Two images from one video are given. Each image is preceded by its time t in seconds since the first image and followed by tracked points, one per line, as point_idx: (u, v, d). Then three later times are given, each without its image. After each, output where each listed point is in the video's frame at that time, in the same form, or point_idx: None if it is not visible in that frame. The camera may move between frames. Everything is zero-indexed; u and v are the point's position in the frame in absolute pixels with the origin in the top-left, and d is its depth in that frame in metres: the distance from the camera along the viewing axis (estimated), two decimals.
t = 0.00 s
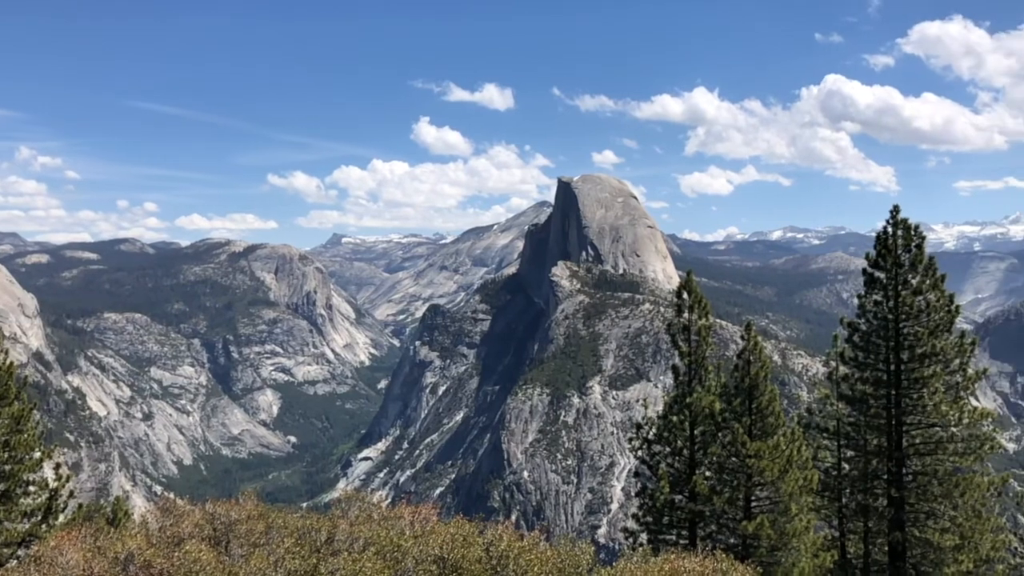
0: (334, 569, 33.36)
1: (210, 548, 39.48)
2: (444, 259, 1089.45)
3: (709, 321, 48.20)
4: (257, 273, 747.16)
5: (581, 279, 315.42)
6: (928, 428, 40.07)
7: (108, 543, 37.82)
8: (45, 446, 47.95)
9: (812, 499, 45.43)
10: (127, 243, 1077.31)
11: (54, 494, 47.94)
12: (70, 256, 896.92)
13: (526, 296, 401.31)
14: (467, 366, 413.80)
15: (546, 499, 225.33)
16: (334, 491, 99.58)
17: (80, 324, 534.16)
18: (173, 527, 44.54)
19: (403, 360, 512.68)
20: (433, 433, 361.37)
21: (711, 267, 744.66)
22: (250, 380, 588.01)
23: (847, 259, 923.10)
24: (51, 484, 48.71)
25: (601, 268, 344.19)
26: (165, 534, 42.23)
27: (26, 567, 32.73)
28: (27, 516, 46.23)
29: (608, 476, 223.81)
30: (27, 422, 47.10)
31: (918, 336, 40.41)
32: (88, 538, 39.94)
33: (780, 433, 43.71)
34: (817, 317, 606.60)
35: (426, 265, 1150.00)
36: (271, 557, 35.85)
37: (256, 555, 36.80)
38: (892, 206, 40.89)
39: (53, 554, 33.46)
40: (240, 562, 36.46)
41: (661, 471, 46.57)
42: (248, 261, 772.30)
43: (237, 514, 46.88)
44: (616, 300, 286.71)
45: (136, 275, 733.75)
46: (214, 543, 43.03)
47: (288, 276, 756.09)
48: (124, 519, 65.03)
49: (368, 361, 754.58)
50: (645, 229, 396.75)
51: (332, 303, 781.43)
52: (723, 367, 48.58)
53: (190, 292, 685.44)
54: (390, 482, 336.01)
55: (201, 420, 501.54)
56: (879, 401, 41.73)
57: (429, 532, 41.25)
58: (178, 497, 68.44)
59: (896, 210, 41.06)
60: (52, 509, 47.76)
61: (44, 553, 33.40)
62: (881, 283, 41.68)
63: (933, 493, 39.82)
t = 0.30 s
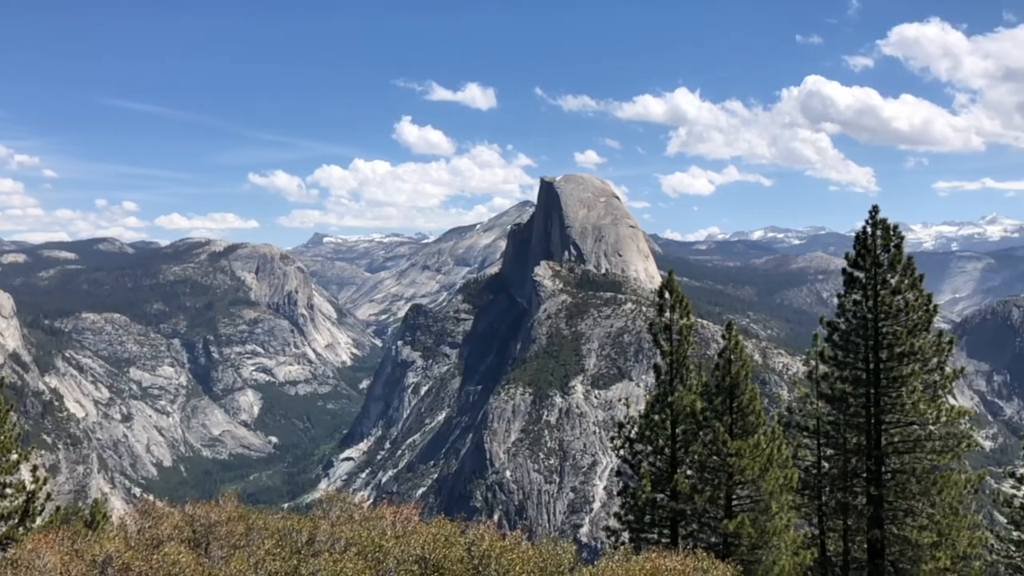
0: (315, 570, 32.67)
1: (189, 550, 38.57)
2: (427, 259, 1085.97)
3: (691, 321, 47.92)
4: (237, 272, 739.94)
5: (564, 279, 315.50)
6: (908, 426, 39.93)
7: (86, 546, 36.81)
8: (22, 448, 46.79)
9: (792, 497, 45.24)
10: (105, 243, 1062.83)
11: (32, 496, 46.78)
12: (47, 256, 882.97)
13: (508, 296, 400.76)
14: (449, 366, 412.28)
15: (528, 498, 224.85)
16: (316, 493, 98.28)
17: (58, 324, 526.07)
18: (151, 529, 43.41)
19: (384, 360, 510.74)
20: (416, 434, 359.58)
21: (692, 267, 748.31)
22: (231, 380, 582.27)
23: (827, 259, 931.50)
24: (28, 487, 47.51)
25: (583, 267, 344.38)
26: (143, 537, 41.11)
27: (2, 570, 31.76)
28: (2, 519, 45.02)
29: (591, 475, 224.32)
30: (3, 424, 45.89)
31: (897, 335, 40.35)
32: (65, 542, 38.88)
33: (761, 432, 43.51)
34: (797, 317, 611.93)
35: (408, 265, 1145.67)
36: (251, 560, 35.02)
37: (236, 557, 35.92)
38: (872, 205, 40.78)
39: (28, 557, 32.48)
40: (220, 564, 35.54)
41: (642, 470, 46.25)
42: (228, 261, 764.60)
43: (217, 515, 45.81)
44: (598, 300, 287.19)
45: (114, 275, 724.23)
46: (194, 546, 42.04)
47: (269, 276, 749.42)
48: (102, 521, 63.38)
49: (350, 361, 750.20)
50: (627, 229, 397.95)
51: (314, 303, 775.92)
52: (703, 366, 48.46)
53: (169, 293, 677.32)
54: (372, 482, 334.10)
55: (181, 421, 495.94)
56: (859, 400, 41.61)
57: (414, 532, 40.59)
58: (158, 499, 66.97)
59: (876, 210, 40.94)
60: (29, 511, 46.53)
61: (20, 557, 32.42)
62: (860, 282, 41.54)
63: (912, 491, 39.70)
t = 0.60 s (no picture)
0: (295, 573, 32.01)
1: (168, 552, 37.60)
2: (409, 258, 1082.12)
3: (673, 320, 47.63)
4: (218, 272, 732.60)
5: (546, 278, 315.43)
6: (886, 425, 39.78)
7: (63, 548, 35.77)
8: None
9: (774, 496, 45.00)
10: (83, 241, 1048.37)
11: (8, 498, 45.69)
12: (23, 255, 869.01)
13: (491, 295, 399.93)
14: (432, 366, 410.48)
15: (511, 498, 224.19)
16: (298, 495, 97.35)
17: (35, 325, 517.68)
18: (129, 530, 42.32)
19: (366, 360, 508.35)
20: (398, 434, 357.94)
21: (674, 266, 751.82)
22: (212, 381, 576.63)
23: (807, 259, 939.75)
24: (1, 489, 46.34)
25: (565, 267, 344.39)
26: (120, 539, 40.06)
27: None
28: None
29: (572, 475, 224.80)
30: None
31: (876, 334, 40.29)
32: (41, 544, 37.85)
33: (742, 431, 43.42)
34: (777, 316, 617.14)
35: (389, 264, 1140.70)
36: (232, 560, 34.31)
37: (215, 558, 35.17)
38: (850, 205, 40.69)
39: (1, 560, 31.59)
40: (199, 566, 34.72)
41: (624, 469, 45.96)
42: (209, 260, 756.53)
43: (197, 517, 44.67)
44: (581, 299, 287.79)
45: (93, 275, 714.38)
46: (173, 548, 41.11)
47: (249, 276, 742.34)
48: (81, 524, 62.07)
49: (331, 361, 745.97)
50: (609, 229, 398.82)
51: (295, 302, 770.14)
52: (685, 365, 48.18)
53: (149, 292, 669.07)
54: (353, 483, 332.40)
55: (160, 422, 490.19)
56: (839, 399, 41.48)
57: (395, 532, 40.04)
58: (139, 500, 65.76)
59: (854, 209, 40.88)
60: (5, 513, 45.50)
61: None
62: (840, 281, 41.44)
63: (892, 489, 39.53)
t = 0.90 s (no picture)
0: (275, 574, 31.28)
1: (146, 554, 36.68)
2: (391, 257, 1077.80)
3: (655, 319, 47.39)
4: (198, 271, 724.60)
5: (529, 278, 315.16)
6: (866, 423, 39.45)
7: (40, 550, 34.86)
8: None
9: (754, 494, 44.80)
10: (61, 240, 1033.12)
11: None
12: None
13: (473, 295, 398.94)
14: (414, 365, 408.66)
15: (493, 497, 223.06)
16: (280, 494, 96.02)
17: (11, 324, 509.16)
18: (106, 532, 41.36)
19: (348, 359, 505.26)
20: (380, 434, 355.77)
21: (656, 266, 755.13)
22: (192, 381, 570.54)
23: (787, 258, 947.87)
24: None
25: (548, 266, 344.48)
26: (97, 540, 39.09)
27: None
28: None
29: (555, 474, 224.81)
30: None
31: (855, 333, 40.16)
32: (15, 547, 36.81)
33: (723, 428, 43.27)
34: (758, 315, 621.58)
35: (371, 263, 1134.14)
36: (212, 563, 33.49)
37: (195, 559, 34.43)
38: (831, 204, 40.52)
39: None
40: (177, 567, 33.98)
41: (606, 468, 45.59)
42: (189, 259, 748.10)
43: (176, 518, 43.64)
44: (563, 298, 288.31)
45: (70, 274, 703.97)
46: (152, 550, 40.16)
47: (230, 275, 735.05)
48: (59, 525, 60.65)
49: (313, 361, 740.84)
50: (592, 228, 398.98)
51: (276, 301, 763.83)
52: (667, 363, 47.98)
53: (128, 292, 660.68)
54: (335, 483, 330.25)
55: (140, 422, 484.24)
56: (818, 398, 41.23)
57: (376, 532, 39.55)
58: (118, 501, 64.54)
59: (834, 209, 40.70)
60: None
61: None
62: (819, 281, 41.28)
63: (871, 486, 39.26)
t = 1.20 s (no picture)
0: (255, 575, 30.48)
1: (124, 556, 35.72)
2: (373, 256, 1073.39)
3: (637, 318, 47.11)
4: (178, 270, 716.27)
5: (511, 277, 314.58)
6: (846, 421, 38.91)
7: (15, 553, 33.77)
8: None
9: (735, 492, 44.52)
10: (38, 238, 1017.63)
11: None
12: None
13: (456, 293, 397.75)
14: (396, 364, 406.76)
15: (475, 496, 221.83)
16: (262, 493, 94.68)
17: None
18: (83, 534, 40.26)
19: (330, 359, 502.06)
20: (362, 433, 353.79)
21: (638, 264, 758.27)
22: (172, 380, 564.58)
23: (768, 257, 955.92)
24: None
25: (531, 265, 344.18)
26: (74, 543, 38.00)
27: None
28: None
29: (537, 473, 224.78)
30: None
31: (835, 331, 39.71)
32: None
33: (704, 427, 42.92)
34: (739, 314, 626.04)
35: (353, 262, 1128.13)
36: (191, 564, 32.58)
37: (173, 560, 33.58)
38: (810, 204, 40.13)
39: None
40: (156, 570, 33.03)
41: (588, 466, 45.17)
42: (169, 257, 739.48)
43: (155, 519, 42.58)
44: (546, 297, 288.59)
45: (48, 272, 693.23)
46: (130, 551, 39.08)
47: (211, 274, 727.55)
48: (37, 527, 59.37)
49: (294, 360, 735.49)
50: (574, 227, 398.74)
51: (257, 300, 757.20)
52: (648, 362, 47.68)
53: (107, 290, 651.94)
54: (317, 482, 328.17)
55: (119, 422, 478.12)
56: (798, 396, 40.70)
57: (358, 532, 38.82)
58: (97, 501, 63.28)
59: (814, 207, 40.32)
60: None
61: None
62: (800, 279, 40.73)
63: (851, 484, 38.77)
